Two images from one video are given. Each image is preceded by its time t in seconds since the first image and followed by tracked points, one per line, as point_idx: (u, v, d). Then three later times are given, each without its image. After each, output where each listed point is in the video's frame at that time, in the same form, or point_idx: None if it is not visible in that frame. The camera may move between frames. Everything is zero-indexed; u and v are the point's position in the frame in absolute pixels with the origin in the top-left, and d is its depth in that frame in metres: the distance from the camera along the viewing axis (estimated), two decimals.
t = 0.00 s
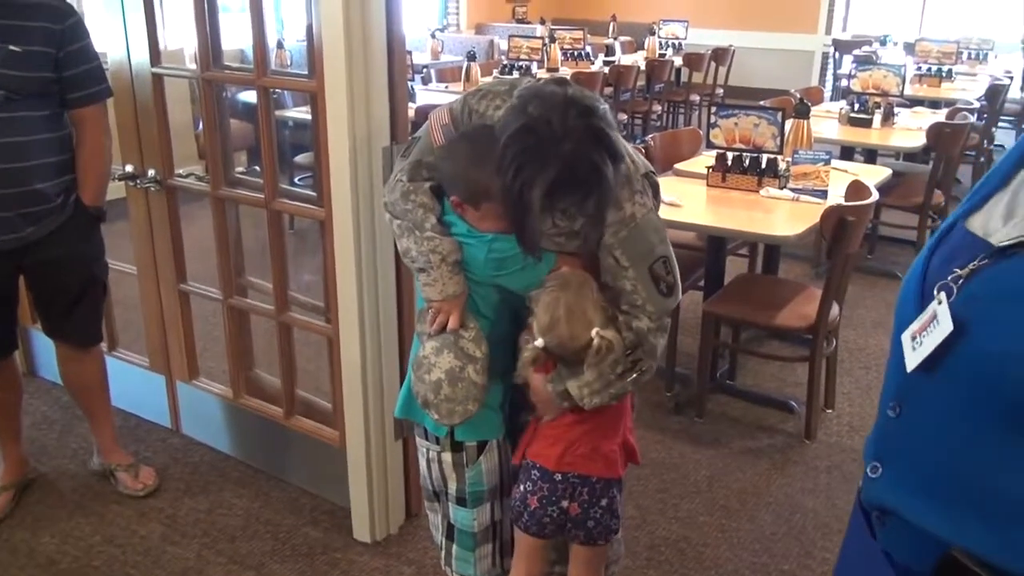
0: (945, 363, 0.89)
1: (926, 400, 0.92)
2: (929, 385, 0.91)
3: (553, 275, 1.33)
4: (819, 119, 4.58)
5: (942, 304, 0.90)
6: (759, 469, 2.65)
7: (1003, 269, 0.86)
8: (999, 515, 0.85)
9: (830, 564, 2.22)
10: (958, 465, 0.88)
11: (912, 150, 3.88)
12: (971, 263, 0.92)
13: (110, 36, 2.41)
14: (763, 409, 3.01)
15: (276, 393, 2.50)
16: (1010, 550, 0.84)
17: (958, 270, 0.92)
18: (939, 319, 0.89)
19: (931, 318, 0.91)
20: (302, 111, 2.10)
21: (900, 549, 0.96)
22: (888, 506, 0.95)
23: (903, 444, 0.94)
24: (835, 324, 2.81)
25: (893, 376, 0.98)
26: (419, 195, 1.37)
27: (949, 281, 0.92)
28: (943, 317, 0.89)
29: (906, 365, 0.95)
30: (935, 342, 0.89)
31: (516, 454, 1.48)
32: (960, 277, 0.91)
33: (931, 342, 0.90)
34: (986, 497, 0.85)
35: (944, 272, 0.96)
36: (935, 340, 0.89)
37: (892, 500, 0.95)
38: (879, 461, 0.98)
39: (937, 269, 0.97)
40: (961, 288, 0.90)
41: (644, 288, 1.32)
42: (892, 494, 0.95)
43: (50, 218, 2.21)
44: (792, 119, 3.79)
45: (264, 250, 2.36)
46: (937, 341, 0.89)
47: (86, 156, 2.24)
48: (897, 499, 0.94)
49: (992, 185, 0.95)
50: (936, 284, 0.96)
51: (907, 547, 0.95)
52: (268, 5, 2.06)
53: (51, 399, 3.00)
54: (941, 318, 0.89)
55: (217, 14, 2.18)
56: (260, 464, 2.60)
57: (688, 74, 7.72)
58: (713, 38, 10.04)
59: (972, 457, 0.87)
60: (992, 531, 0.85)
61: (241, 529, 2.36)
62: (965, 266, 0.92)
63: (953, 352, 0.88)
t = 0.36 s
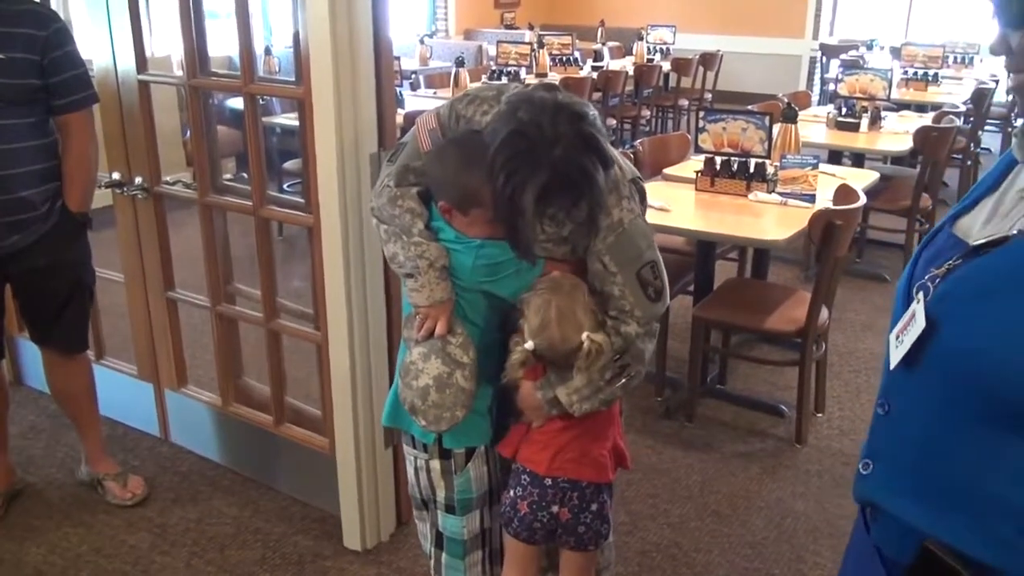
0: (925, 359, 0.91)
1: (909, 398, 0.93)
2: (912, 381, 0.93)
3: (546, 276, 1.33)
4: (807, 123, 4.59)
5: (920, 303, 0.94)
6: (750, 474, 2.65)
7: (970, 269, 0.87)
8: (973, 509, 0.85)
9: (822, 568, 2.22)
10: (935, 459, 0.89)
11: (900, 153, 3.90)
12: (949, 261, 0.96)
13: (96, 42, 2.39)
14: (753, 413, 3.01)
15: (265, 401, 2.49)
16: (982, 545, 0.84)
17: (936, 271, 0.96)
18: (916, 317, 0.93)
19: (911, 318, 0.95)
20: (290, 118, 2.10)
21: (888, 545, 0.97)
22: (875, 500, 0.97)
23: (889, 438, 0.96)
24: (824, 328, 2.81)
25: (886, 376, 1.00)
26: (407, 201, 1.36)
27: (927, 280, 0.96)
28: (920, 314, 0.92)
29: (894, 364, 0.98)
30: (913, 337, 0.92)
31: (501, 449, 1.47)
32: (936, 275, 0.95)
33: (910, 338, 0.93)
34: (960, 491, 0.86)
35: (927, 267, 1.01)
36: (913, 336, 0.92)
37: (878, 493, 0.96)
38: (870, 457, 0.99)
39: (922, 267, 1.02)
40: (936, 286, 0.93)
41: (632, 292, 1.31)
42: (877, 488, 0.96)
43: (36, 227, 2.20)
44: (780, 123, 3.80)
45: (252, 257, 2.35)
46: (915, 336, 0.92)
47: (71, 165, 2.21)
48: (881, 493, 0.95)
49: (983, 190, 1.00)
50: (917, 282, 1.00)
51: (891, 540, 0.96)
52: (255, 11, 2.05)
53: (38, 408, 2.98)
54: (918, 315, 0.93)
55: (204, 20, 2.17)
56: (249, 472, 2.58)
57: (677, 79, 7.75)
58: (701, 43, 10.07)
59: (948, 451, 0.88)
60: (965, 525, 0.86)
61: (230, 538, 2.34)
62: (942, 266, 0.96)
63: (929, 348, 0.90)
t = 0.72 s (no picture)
0: (925, 370, 0.93)
1: (909, 410, 0.95)
2: (912, 394, 0.95)
3: (536, 285, 1.33)
4: (798, 132, 4.61)
5: (918, 314, 0.95)
6: (741, 481, 2.65)
7: (966, 279, 0.89)
8: (974, 517, 0.87)
9: None
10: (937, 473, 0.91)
11: (889, 162, 3.92)
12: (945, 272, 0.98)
13: (87, 48, 2.39)
14: (744, 420, 3.02)
15: (255, 408, 2.48)
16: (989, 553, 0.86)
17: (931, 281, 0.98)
18: (915, 329, 0.94)
19: (910, 329, 0.96)
20: (282, 124, 2.09)
21: (891, 555, 0.99)
22: (877, 512, 0.99)
23: (891, 449, 0.97)
24: (815, 335, 2.82)
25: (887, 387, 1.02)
26: (397, 209, 1.37)
27: (924, 291, 0.98)
28: (918, 325, 0.94)
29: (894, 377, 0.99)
30: (913, 348, 0.94)
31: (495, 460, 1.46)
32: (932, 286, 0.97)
33: (910, 349, 0.94)
34: (964, 502, 0.88)
35: (924, 280, 1.03)
36: (914, 348, 0.94)
37: (881, 504, 0.98)
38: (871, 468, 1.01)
39: (920, 280, 1.04)
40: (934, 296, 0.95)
41: (622, 300, 1.31)
42: (880, 499, 0.98)
43: (25, 232, 2.19)
44: (771, 132, 3.82)
45: (243, 264, 2.34)
46: (914, 348, 0.94)
47: (60, 170, 2.20)
48: (884, 504, 0.97)
49: (978, 202, 1.02)
50: (915, 292, 1.02)
51: (895, 550, 0.98)
52: (247, 17, 2.05)
53: (26, 415, 2.96)
54: (917, 328, 0.94)
55: (196, 26, 2.17)
56: (239, 479, 2.57)
57: (668, 87, 7.77)
58: (692, 51, 10.11)
59: (949, 461, 0.89)
60: (968, 532, 0.88)
61: (220, 545, 2.33)
62: (938, 276, 0.98)
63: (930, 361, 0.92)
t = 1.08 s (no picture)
0: (930, 383, 0.93)
1: (913, 422, 0.95)
2: (916, 406, 0.95)
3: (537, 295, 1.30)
4: (790, 139, 4.62)
5: (924, 324, 0.95)
6: (735, 488, 2.65)
7: (973, 290, 0.89)
8: (986, 529, 0.88)
9: None
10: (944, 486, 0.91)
11: (882, 169, 3.93)
12: (951, 282, 0.98)
13: (80, 55, 2.38)
14: (738, 427, 3.02)
15: (248, 415, 2.47)
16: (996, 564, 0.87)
17: (938, 291, 0.98)
18: (921, 340, 0.94)
19: (915, 340, 0.96)
20: (275, 131, 2.09)
21: (894, 567, 0.99)
22: (880, 523, 0.99)
23: (894, 462, 0.97)
24: (808, 342, 2.83)
25: (889, 398, 1.02)
26: (392, 217, 1.35)
27: (929, 301, 0.98)
28: (925, 337, 0.93)
29: (896, 388, 0.99)
30: (918, 361, 0.94)
31: (483, 467, 1.46)
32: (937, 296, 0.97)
33: (916, 362, 0.94)
34: (971, 514, 0.88)
35: (926, 290, 1.03)
36: (920, 360, 0.94)
37: (886, 518, 0.98)
38: (873, 480, 1.01)
39: (921, 290, 1.04)
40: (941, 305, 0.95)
41: (620, 318, 1.31)
42: (883, 512, 0.98)
43: (17, 238, 2.18)
44: (764, 138, 3.83)
45: (236, 270, 2.33)
46: (920, 361, 0.93)
47: (51, 173, 2.20)
48: (887, 516, 0.97)
49: (976, 209, 1.02)
50: (919, 304, 1.02)
51: (900, 564, 0.97)
52: (241, 23, 2.04)
53: (17, 422, 2.94)
54: (922, 339, 0.94)
55: (189, 33, 2.17)
56: (232, 487, 2.56)
57: (661, 94, 7.79)
58: (685, 59, 10.14)
59: (957, 474, 0.89)
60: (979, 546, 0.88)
61: (213, 554, 2.31)
62: (944, 287, 0.98)
63: (936, 373, 0.91)
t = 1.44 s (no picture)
0: (927, 385, 0.92)
1: (909, 425, 0.95)
2: (913, 410, 0.95)
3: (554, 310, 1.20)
4: (789, 144, 4.63)
5: (922, 327, 0.95)
6: (735, 493, 2.65)
7: (972, 292, 0.88)
8: (982, 533, 0.87)
9: None
10: (942, 488, 0.91)
11: (880, 174, 3.94)
12: (949, 286, 0.98)
13: (79, 60, 2.38)
14: (737, 432, 3.01)
15: (247, 420, 2.47)
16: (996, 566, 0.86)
17: (936, 294, 0.97)
18: (918, 343, 0.94)
19: (913, 342, 0.95)
20: (274, 135, 2.09)
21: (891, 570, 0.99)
22: (878, 527, 0.99)
23: (892, 465, 0.97)
24: (807, 346, 2.82)
25: (884, 402, 1.02)
26: (401, 217, 1.34)
27: (928, 305, 0.98)
28: (922, 340, 0.93)
29: (893, 391, 0.99)
30: (915, 363, 0.94)
31: (478, 466, 1.46)
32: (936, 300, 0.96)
33: (913, 365, 0.94)
34: (969, 517, 0.88)
35: (922, 295, 1.03)
36: (917, 362, 0.93)
37: (884, 522, 0.98)
38: (870, 483, 1.01)
39: (917, 293, 1.04)
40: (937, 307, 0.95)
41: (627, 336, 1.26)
42: (881, 515, 0.98)
43: (14, 242, 2.17)
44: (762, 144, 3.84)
45: (235, 276, 2.33)
46: (917, 364, 0.93)
47: (48, 176, 2.20)
48: (885, 520, 0.97)
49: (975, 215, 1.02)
50: (916, 307, 1.02)
51: (895, 568, 0.97)
52: (240, 29, 2.05)
53: (15, 427, 2.94)
54: (920, 342, 0.93)
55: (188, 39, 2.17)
56: (230, 492, 2.55)
57: (660, 100, 7.81)
58: (683, 64, 10.17)
59: (953, 477, 0.89)
60: (974, 549, 0.88)
61: (211, 559, 2.31)
62: (942, 290, 0.97)
63: (933, 375, 0.91)
